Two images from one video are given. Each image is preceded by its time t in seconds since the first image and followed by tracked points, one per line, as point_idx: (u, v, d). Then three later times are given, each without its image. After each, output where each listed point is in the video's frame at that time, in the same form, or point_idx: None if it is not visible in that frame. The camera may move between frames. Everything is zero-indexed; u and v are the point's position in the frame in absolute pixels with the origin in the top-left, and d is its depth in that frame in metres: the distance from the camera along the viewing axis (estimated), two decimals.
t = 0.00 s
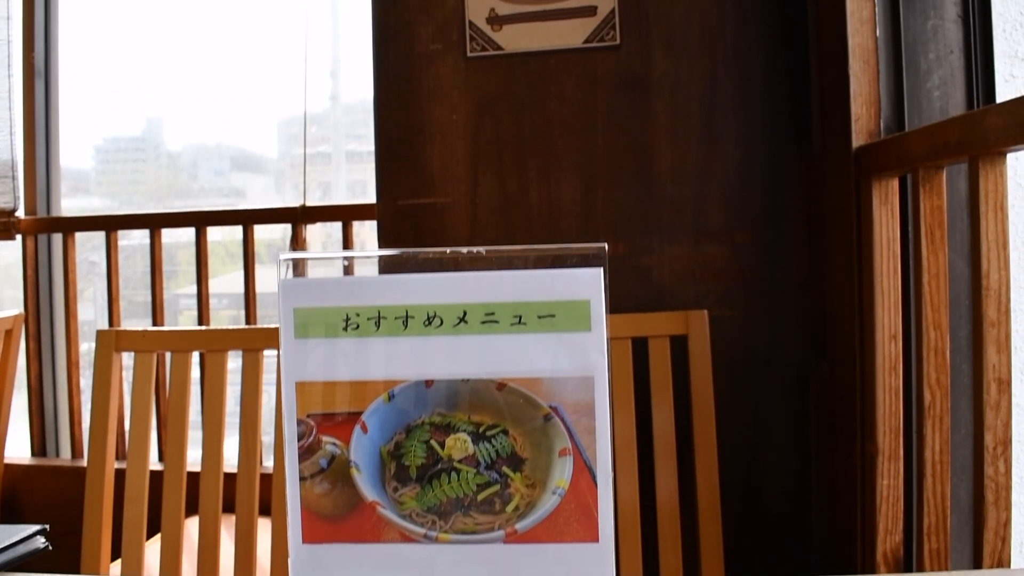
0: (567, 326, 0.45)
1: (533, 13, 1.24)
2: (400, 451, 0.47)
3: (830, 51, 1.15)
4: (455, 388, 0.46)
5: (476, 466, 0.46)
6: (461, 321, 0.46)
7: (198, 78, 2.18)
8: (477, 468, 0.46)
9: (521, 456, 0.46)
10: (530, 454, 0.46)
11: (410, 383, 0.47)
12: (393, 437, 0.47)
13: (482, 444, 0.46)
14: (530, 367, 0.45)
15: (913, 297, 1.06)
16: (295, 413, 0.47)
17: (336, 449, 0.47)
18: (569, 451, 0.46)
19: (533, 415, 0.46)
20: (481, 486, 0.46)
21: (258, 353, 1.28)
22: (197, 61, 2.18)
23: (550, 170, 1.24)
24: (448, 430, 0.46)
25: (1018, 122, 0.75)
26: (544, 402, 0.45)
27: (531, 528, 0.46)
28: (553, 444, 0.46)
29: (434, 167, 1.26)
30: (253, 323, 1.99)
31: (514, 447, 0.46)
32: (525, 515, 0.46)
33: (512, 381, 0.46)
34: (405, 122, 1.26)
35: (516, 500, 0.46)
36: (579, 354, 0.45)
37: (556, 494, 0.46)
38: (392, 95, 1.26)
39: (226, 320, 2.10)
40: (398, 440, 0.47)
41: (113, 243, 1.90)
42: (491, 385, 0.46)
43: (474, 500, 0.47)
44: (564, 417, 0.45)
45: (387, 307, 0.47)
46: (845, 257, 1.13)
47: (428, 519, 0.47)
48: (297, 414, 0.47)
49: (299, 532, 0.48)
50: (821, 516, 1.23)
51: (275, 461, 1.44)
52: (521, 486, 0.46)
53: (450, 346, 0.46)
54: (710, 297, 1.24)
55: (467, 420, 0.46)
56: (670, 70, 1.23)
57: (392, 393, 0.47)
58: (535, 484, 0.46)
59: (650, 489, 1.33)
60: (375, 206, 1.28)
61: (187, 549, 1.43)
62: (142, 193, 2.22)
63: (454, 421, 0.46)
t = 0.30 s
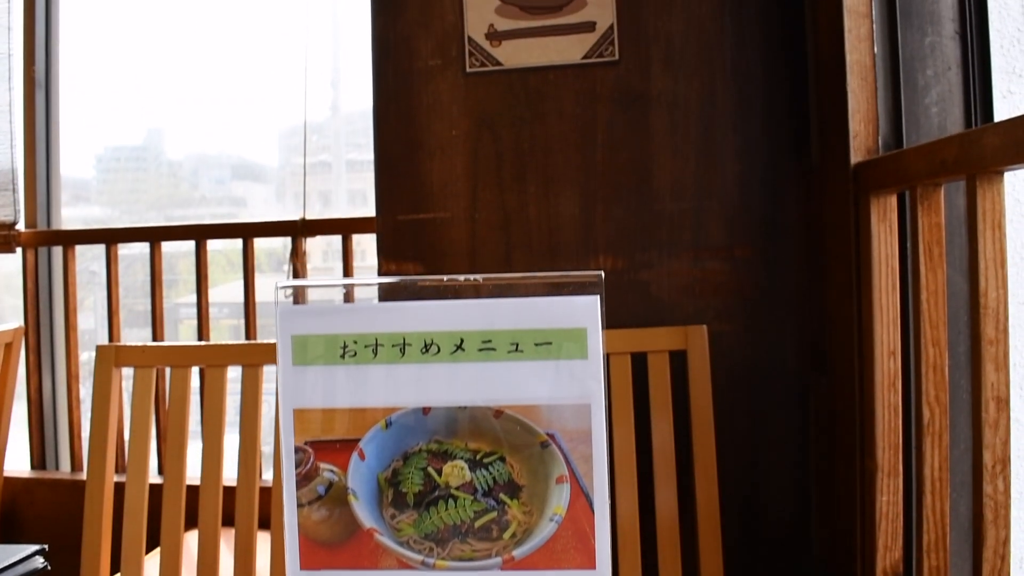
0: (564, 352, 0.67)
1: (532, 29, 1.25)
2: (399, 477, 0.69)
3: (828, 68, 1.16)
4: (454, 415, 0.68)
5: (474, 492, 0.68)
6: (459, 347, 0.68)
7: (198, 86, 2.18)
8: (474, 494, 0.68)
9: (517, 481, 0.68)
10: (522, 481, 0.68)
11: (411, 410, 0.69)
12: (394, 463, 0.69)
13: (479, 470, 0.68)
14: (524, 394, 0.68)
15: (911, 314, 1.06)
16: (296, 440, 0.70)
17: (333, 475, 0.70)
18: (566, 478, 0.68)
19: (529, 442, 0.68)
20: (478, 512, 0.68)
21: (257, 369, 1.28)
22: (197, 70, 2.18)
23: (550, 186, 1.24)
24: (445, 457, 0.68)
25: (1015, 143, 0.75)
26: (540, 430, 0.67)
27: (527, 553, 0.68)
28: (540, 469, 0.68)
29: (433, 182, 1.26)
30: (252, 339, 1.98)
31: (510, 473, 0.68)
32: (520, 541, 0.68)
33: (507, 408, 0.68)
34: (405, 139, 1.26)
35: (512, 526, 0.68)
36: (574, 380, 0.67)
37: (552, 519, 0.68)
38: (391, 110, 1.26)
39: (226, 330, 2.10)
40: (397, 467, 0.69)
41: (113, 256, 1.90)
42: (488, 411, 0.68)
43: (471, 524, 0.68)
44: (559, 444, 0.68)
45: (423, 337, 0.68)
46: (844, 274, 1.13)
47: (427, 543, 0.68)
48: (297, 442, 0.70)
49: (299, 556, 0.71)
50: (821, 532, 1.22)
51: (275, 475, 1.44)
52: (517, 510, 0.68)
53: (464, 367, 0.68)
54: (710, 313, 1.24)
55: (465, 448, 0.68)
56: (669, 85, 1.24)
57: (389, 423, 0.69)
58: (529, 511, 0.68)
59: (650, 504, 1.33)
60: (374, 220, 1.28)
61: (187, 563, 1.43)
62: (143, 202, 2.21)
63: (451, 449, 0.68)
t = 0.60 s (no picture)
0: (562, 377, 0.68)
1: (530, 44, 1.25)
2: (397, 503, 0.69)
3: (826, 84, 1.16)
4: (452, 442, 0.68)
5: (472, 520, 0.68)
6: (457, 373, 0.69)
7: (197, 97, 2.18)
8: (472, 522, 0.68)
9: (515, 510, 0.68)
10: (520, 507, 0.68)
11: (408, 436, 0.69)
12: (392, 490, 0.69)
13: (477, 498, 0.68)
14: (521, 420, 0.68)
15: (910, 331, 1.06)
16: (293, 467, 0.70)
17: (331, 501, 0.70)
18: (564, 504, 0.68)
19: (528, 469, 0.68)
20: (476, 539, 0.68)
21: (256, 385, 1.29)
22: (197, 81, 2.18)
23: (549, 201, 1.25)
24: (442, 485, 0.68)
25: (1012, 163, 0.76)
26: (538, 456, 0.68)
27: None
28: (537, 495, 0.68)
29: (432, 197, 1.26)
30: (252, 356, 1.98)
31: (509, 501, 0.68)
32: (520, 566, 0.68)
33: (506, 434, 0.68)
34: (404, 155, 1.26)
35: (512, 552, 0.68)
36: (572, 407, 0.67)
37: (550, 545, 0.68)
38: (390, 125, 1.27)
39: (226, 339, 2.10)
40: (395, 494, 0.69)
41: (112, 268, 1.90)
42: (486, 438, 0.68)
43: (469, 552, 0.68)
44: (556, 469, 0.68)
45: (421, 363, 0.68)
46: (843, 289, 1.13)
47: (425, 568, 0.68)
48: (295, 468, 0.70)
49: None
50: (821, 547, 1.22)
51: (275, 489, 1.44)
52: (515, 537, 0.68)
53: (462, 393, 0.68)
54: (708, 327, 1.24)
55: (463, 476, 0.68)
56: (667, 100, 1.24)
57: (387, 449, 0.69)
58: (527, 536, 0.68)
59: (649, 518, 1.33)
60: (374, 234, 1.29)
61: None
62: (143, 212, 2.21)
63: (450, 477, 0.68)
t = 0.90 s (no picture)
0: (559, 406, 0.68)
1: (528, 60, 1.25)
2: (395, 531, 0.69)
3: (824, 101, 1.16)
4: (449, 469, 0.68)
5: (469, 546, 0.68)
6: (455, 402, 0.69)
7: (197, 105, 2.18)
8: (469, 548, 0.68)
9: (512, 537, 0.68)
10: (517, 535, 0.68)
11: (406, 465, 0.69)
12: (389, 517, 0.69)
13: (474, 524, 0.68)
14: (518, 449, 0.68)
15: (908, 348, 1.06)
16: (291, 494, 0.70)
17: (328, 528, 0.70)
18: (560, 532, 0.68)
19: (526, 496, 0.68)
20: (474, 566, 0.68)
21: (255, 400, 1.28)
22: (196, 90, 2.18)
23: (547, 216, 1.25)
24: (440, 511, 0.68)
25: (1009, 183, 0.76)
26: (536, 484, 0.68)
27: None
28: (535, 523, 0.68)
29: (430, 213, 1.26)
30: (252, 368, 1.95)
31: (506, 528, 0.68)
32: None
33: (503, 463, 0.68)
34: (402, 171, 1.27)
35: None
36: (568, 435, 0.68)
37: (547, 572, 0.68)
38: (389, 142, 1.27)
39: (225, 348, 2.10)
40: (393, 521, 0.69)
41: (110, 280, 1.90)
42: (484, 467, 0.68)
43: None
44: (554, 497, 0.68)
45: (418, 392, 0.69)
46: (841, 306, 1.13)
47: None
48: (292, 495, 0.70)
49: None
50: (819, 564, 1.22)
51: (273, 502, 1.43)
52: (512, 565, 0.68)
53: (458, 422, 0.68)
54: (707, 344, 1.24)
55: (461, 502, 0.68)
56: (665, 117, 1.24)
57: (384, 475, 0.69)
58: (525, 563, 0.68)
59: (647, 534, 1.33)
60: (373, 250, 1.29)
61: None
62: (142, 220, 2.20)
63: (447, 502, 0.68)
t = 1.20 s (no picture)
0: (557, 437, 0.68)
1: (528, 78, 1.25)
2: (393, 560, 0.69)
3: (823, 120, 1.16)
4: (447, 500, 0.68)
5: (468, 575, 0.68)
6: (454, 432, 0.69)
7: (197, 118, 2.18)
8: None
9: (510, 566, 0.68)
10: (515, 565, 0.68)
11: (404, 495, 0.69)
12: (388, 546, 0.69)
13: (473, 554, 0.68)
14: (516, 479, 0.68)
15: (907, 369, 1.06)
16: (290, 523, 0.70)
17: (326, 557, 0.70)
18: (559, 561, 0.68)
19: (524, 526, 0.68)
20: None
21: (254, 418, 1.28)
22: (196, 102, 2.18)
23: (547, 235, 1.25)
24: (439, 540, 0.68)
25: (1008, 207, 0.76)
26: (535, 514, 0.68)
27: None
28: (533, 553, 0.68)
29: (430, 231, 1.26)
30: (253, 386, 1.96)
31: (504, 557, 0.68)
32: None
33: (501, 493, 0.68)
34: (402, 189, 1.27)
35: None
36: (567, 465, 0.68)
37: None
38: (389, 160, 1.27)
39: (225, 359, 2.10)
40: (391, 550, 0.69)
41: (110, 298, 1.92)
42: (482, 497, 0.68)
43: None
44: (553, 526, 0.68)
45: (417, 422, 0.69)
46: (840, 326, 1.13)
47: None
48: (291, 525, 0.70)
49: None
50: None
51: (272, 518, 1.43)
52: None
53: (457, 452, 0.69)
54: (706, 362, 1.24)
55: (459, 531, 0.68)
56: (665, 135, 1.24)
57: (383, 505, 0.69)
58: None
59: (647, 551, 1.32)
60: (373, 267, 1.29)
61: None
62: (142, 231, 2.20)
63: (445, 532, 0.68)
